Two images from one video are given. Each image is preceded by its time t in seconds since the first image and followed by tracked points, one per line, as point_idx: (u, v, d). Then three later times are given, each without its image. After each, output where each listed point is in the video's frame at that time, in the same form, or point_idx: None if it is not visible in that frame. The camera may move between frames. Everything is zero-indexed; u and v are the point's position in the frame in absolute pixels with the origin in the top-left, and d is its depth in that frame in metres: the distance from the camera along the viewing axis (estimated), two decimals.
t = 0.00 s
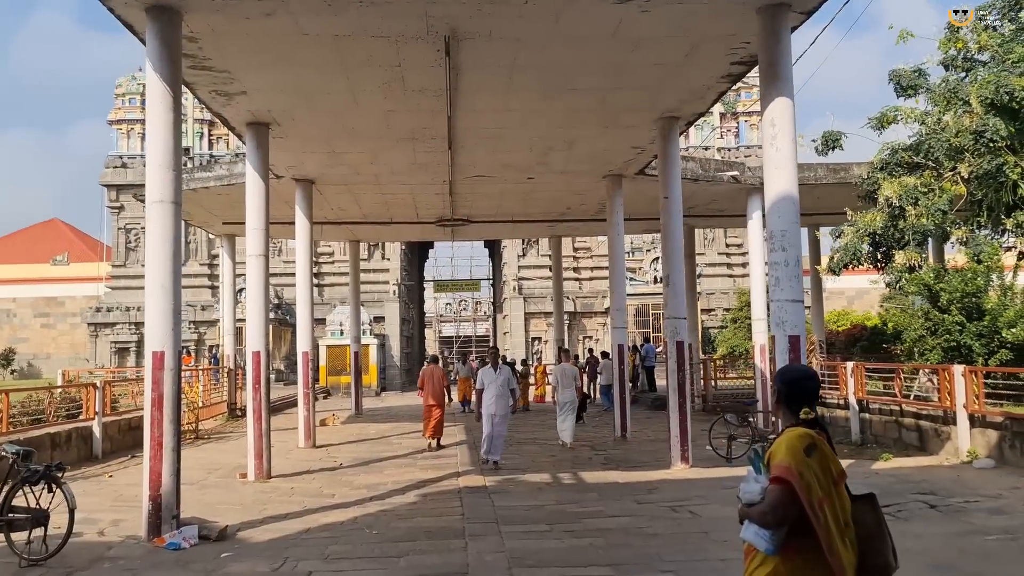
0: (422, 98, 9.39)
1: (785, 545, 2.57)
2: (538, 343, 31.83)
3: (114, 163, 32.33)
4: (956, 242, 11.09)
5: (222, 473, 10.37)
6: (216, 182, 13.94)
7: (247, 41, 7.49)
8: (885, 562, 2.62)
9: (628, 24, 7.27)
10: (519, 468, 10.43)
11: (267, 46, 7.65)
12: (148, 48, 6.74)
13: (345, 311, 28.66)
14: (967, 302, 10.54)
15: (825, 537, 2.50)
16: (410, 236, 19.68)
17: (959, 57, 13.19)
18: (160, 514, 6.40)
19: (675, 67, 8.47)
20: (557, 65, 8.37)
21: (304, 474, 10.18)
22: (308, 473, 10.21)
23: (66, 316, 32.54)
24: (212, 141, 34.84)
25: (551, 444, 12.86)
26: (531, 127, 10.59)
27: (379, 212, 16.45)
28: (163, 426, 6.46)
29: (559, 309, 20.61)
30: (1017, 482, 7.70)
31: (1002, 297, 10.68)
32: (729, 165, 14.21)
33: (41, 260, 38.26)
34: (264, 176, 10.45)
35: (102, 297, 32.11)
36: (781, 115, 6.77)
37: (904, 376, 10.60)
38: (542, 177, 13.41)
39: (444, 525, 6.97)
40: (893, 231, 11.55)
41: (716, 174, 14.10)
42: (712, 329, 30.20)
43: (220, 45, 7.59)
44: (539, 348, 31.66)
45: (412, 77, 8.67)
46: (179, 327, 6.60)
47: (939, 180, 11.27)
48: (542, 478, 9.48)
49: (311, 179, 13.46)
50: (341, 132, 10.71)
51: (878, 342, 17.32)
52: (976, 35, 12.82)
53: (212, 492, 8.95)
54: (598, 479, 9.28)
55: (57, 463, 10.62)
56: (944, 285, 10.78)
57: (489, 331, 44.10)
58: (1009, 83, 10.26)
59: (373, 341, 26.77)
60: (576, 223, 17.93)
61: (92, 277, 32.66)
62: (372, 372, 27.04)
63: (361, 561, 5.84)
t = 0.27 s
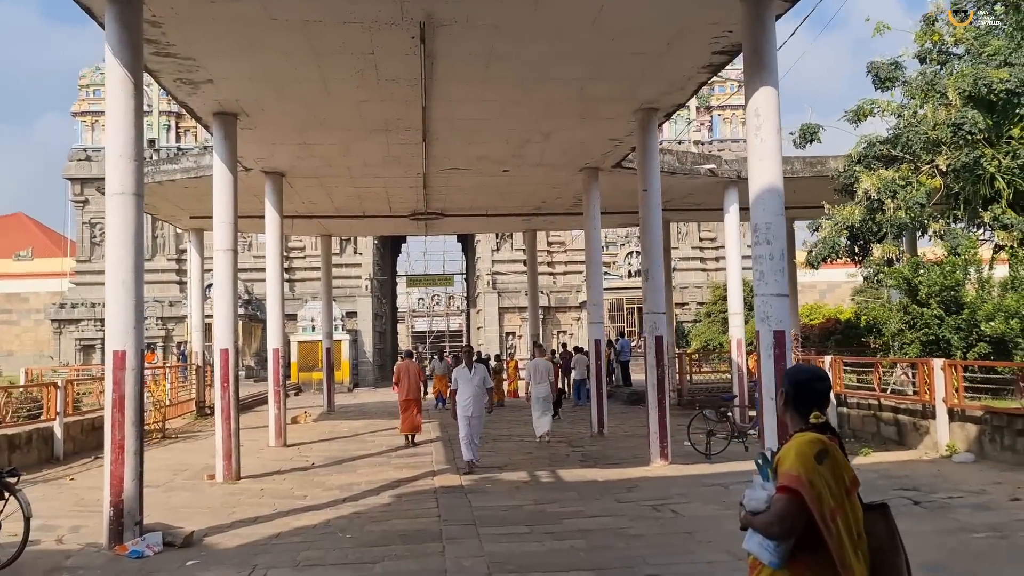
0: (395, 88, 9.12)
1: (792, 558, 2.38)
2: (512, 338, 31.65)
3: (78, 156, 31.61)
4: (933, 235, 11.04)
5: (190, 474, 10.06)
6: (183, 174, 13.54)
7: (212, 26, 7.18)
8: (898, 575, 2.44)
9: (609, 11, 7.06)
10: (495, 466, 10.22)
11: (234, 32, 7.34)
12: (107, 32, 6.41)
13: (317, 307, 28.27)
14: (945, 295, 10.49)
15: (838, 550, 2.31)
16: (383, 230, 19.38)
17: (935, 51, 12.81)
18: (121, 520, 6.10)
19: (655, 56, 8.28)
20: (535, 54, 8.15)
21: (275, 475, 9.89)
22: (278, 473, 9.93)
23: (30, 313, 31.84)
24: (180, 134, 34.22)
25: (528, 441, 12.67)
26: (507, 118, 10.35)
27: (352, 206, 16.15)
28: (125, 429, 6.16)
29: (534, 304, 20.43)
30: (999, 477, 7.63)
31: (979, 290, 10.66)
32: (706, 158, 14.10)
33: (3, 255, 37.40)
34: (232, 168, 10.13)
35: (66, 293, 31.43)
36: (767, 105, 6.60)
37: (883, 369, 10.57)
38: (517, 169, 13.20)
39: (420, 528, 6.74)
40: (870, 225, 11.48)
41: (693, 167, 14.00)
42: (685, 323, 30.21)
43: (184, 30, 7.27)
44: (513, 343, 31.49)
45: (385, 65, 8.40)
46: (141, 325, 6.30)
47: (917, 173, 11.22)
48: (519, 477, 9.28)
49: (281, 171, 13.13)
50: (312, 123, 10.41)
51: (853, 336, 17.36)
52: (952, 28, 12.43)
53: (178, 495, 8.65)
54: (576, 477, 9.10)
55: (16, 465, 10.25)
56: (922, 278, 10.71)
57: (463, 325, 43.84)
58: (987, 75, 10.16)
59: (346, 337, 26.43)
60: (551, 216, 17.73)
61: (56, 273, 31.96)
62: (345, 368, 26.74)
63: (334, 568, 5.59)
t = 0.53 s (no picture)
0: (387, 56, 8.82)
1: (827, 542, 2.15)
2: (506, 318, 31.42)
3: (65, 134, 31.12)
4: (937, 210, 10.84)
5: (178, 454, 9.82)
6: (170, 149, 13.20)
7: None
8: (939, 559, 2.22)
9: None
10: (491, 446, 10.02)
11: None
12: None
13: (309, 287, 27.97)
14: (951, 270, 10.31)
15: (880, 538, 2.07)
16: (375, 208, 19.07)
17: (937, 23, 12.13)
18: (104, 502, 5.87)
19: (657, 22, 8.01)
20: (532, 19, 7.86)
21: (266, 455, 9.66)
22: (269, 454, 9.71)
23: (18, 294, 31.45)
24: (169, 112, 33.72)
25: (523, 420, 12.47)
26: (502, 89, 10.05)
27: (344, 182, 15.84)
28: (107, 407, 5.92)
29: (529, 283, 20.17)
30: (1009, 455, 7.46)
31: (984, 265, 10.54)
32: (704, 133, 13.86)
33: None
34: (219, 141, 9.82)
35: (55, 274, 31.04)
36: (774, 70, 6.32)
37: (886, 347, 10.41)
38: (512, 144, 12.92)
39: (415, 508, 6.53)
40: (873, 198, 11.33)
41: (692, 142, 13.72)
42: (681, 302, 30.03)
43: None
44: (507, 323, 31.27)
45: (377, 32, 8.09)
46: (123, 300, 6.04)
47: (920, 146, 11.00)
48: (516, 457, 9.07)
49: (270, 146, 12.81)
50: (301, 94, 10.11)
51: (851, 314, 17.20)
52: None
53: (166, 476, 8.42)
54: (575, 456, 8.91)
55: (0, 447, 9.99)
56: (927, 253, 10.48)
57: (456, 306, 43.61)
58: (996, 45, 9.82)
59: (338, 318, 26.18)
60: (547, 193, 17.45)
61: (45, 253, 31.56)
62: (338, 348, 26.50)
63: (326, 551, 5.37)
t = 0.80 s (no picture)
0: (390, 33, 8.53)
1: (894, 560, 1.93)
2: (507, 303, 31.18)
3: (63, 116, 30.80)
4: (953, 195, 10.56)
5: (176, 442, 9.61)
6: (167, 130, 12.92)
7: None
8: None
9: None
10: (495, 435, 9.81)
11: None
12: None
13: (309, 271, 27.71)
14: (968, 257, 10.03)
15: (953, 558, 1.84)
16: (376, 191, 18.80)
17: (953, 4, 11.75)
18: (97, 494, 5.65)
19: None
20: None
21: (265, 443, 9.45)
22: (269, 442, 9.49)
23: (16, 277, 31.19)
24: (167, 94, 33.36)
25: (527, 408, 12.27)
26: (508, 68, 9.77)
27: (344, 165, 15.55)
28: (99, 396, 5.69)
29: (531, 268, 19.89)
30: None
31: (1003, 252, 10.23)
32: (711, 116, 13.55)
33: None
34: (217, 120, 9.56)
35: (53, 257, 30.77)
36: (794, 48, 6.07)
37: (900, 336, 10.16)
38: (517, 126, 12.64)
39: (418, 501, 6.31)
40: (886, 183, 11.08)
41: (700, 126, 13.42)
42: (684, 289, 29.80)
43: None
44: (508, 309, 31.03)
45: (380, 7, 7.81)
46: (116, 284, 5.80)
47: (936, 130, 10.75)
48: (521, 446, 8.86)
49: (269, 127, 12.54)
50: (301, 73, 9.82)
51: (858, 302, 16.96)
52: None
53: (162, 465, 8.20)
54: (581, 447, 8.69)
55: None
56: (944, 240, 10.23)
57: (457, 292, 43.40)
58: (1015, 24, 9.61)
59: (338, 302, 25.94)
60: (551, 177, 17.18)
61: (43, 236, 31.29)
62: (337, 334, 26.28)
63: (326, 547, 5.14)
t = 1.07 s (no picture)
0: (401, 22, 8.30)
1: None
2: (513, 304, 30.93)
3: (68, 111, 30.64)
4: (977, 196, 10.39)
5: (177, 440, 9.38)
6: (171, 122, 12.69)
7: None
8: None
9: None
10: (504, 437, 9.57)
11: None
12: None
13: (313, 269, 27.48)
14: (994, 260, 9.77)
15: None
16: (382, 188, 18.58)
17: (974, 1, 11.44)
18: (93, 494, 5.41)
19: None
20: None
21: (268, 442, 9.22)
22: (271, 441, 9.25)
23: (19, 272, 31.01)
24: (172, 90, 33.17)
25: (535, 409, 12.03)
26: (521, 61, 9.54)
27: (350, 161, 15.33)
28: (97, 391, 5.45)
29: (538, 269, 19.62)
30: None
31: None
32: (726, 114, 13.27)
33: None
34: (223, 111, 9.31)
35: (56, 252, 30.60)
36: (824, 37, 5.81)
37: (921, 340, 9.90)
38: (527, 122, 12.40)
39: (426, 505, 6.07)
40: (908, 183, 10.90)
41: (714, 124, 13.14)
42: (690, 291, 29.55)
43: None
44: (513, 310, 30.79)
45: None
46: (115, 275, 5.57)
47: (959, 130, 10.53)
48: (531, 449, 8.62)
49: (275, 120, 12.32)
50: (309, 64, 9.60)
51: (870, 306, 16.73)
52: None
53: (162, 463, 7.97)
54: (593, 450, 8.45)
55: None
56: (968, 242, 10.01)
57: (461, 292, 43.18)
58: None
59: (342, 301, 25.73)
60: (560, 175, 16.93)
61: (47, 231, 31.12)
62: (341, 332, 26.10)
63: (331, 552, 4.90)
